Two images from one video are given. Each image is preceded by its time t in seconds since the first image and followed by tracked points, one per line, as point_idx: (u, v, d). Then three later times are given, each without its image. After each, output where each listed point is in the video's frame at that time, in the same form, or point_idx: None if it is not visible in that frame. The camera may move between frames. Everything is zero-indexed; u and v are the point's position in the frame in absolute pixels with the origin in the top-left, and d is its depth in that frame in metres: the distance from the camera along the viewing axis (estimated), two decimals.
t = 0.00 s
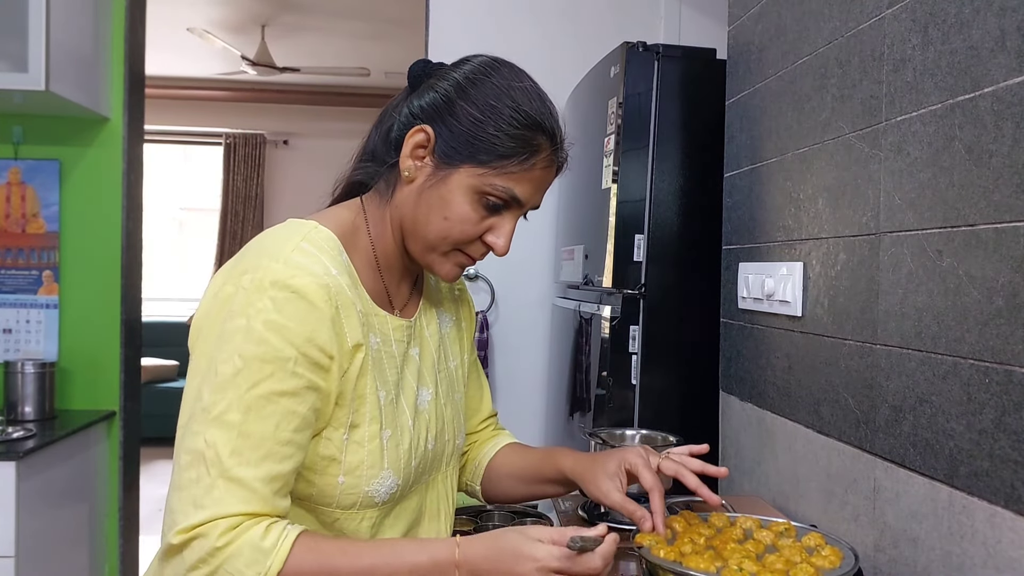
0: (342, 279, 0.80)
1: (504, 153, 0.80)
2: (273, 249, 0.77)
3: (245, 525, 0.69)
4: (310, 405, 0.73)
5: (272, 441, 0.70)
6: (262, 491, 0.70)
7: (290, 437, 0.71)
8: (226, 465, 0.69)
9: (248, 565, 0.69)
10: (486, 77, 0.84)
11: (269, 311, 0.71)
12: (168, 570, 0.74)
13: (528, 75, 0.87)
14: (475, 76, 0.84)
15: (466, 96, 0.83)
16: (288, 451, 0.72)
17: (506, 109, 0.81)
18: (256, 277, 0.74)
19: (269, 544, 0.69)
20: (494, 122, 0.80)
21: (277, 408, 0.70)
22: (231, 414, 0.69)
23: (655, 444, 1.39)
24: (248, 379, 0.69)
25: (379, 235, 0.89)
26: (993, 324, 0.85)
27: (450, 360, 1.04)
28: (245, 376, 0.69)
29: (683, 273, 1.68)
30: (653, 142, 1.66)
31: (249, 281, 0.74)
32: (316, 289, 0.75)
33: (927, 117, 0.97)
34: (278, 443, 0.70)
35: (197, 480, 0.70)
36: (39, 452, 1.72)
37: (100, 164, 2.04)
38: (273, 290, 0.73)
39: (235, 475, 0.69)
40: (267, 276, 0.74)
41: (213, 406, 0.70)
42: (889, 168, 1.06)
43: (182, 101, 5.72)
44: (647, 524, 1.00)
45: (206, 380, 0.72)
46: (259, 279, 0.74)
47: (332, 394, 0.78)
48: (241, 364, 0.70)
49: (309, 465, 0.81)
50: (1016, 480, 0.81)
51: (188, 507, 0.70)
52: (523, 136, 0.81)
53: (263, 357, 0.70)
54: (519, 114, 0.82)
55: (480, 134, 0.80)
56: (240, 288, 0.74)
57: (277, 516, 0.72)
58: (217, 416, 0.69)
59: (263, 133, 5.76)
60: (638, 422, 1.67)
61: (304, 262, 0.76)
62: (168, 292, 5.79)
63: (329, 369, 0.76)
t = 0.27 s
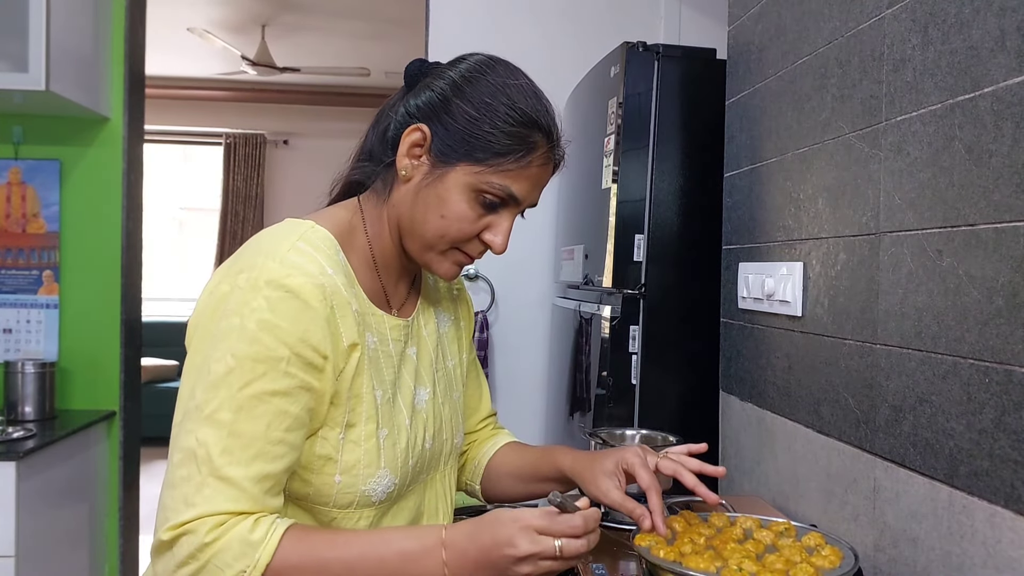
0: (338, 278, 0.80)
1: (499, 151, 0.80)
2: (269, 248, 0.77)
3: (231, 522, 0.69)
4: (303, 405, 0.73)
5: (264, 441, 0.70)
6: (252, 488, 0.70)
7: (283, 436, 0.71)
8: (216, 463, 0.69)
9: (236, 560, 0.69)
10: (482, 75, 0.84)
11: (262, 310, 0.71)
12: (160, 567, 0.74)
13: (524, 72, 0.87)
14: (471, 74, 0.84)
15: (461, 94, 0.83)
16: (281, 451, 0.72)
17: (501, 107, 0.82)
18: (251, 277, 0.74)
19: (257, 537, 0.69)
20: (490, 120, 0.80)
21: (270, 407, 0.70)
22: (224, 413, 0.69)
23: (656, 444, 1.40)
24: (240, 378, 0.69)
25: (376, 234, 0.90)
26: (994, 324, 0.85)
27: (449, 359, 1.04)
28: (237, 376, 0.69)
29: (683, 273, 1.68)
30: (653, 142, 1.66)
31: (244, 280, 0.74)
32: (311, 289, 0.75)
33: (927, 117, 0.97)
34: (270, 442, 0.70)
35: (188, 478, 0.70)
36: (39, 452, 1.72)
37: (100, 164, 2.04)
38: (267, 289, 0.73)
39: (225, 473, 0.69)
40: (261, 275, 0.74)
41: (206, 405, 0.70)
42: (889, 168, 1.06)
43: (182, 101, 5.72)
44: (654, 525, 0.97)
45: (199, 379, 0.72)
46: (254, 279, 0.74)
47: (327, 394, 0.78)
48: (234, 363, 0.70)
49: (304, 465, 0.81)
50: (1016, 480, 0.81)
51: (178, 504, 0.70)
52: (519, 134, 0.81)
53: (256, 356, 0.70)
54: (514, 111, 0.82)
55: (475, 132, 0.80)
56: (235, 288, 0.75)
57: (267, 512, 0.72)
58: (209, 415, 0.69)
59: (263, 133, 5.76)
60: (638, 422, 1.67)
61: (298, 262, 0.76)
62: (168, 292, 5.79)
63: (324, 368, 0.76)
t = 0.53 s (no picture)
0: (337, 278, 0.80)
1: (498, 150, 0.80)
2: (267, 249, 0.77)
3: (241, 524, 0.69)
4: (306, 405, 0.73)
5: (268, 441, 0.70)
6: (259, 489, 0.70)
7: (286, 437, 0.71)
8: (222, 465, 0.69)
9: (246, 562, 0.69)
10: (480, 75, 0.84)
11: (262, 311, 0.71)
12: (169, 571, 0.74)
13: (522, 72, 0.86)
14: (469, 74, 0.84)
15: (460, 94, 0.83)
16: (285, 451, 0.72)
17: (500, 106, 0.81)
18: (250, 278, 0.74)
19: (268, 539, 0.69)
20: (488, 120, 0.80)
21: (272, 408, 0.70)
22: (227, 414, 0.69)
23: (656, 444, 1.40)
24: (242, 380, 0.69)
25: (376, 235, 0.90)
26: (994, 324, 0.85)
27: (448, 359, 1.04)
28: (239, 377, 0.69)
29: (683, 274, 1.68)
30: (653, 142, 1.66)
31: (243, 281, 0.74)
32: (310, 288, 0.75)
33: (927, 117, 0.97)
34: (274, 443, 0.70)
35: (194, 481, 0.70)
36: (40, 453, 1.72)
37: (100, 164, 2.04)
38: (267, 290, 0.73)
39: (232, 475, 0.69)
40: (260, 276, 0.74)
41: (209, 407, 0.70)
42: (889, 168, 1.06)
43: (182, 101, 5.72)
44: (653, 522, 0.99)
45: (201, 380, 0.72)
46: (253, 280, 0.74)
47: (328, 394, 0.78)
48: (235, 364, 0.70)
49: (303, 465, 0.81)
50: (1016, 480, 0.81)
51: (187, 507, 0.70)
52: (517, 133, 0.81)
53: (258, 357, 0.70)
54: (513, 111, 0.82)
55: (474, 131, 0.80)
56: (234, 289, 0.75)
57: (275, 514, 0.72)
58: (213, 416, 0.69)
59: (263, 133, 5.76)
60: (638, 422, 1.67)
61: (297, 262, 0.76)
62: (168, 292, 5.79)
63: (324, 369, 0.76)
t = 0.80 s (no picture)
0: (343, 281, 0.79)
1: (500, 151, 0.80)
2: (273, 251, 0.76)
3: (254, 530, 0.69)
4: (315, 410, 0.73)
5: (278, 447, 0.70)
6: (272, 496, 0.70)
7: (296, 442, 0.72)
8: (235, 472, 0.69)
9: (260, 569, 0.69)
10: (481, 75, 0.84)
11: (269, 316, 0.71)
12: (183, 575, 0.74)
13: (524, 72, 0.86)
14: (470, 75, 0.84)
15: (461, 95, 0.83)
16: (295, 457, 0.72)
17: (501, 107, 0.81)
18: (256, 281, 0.73)
19: (281, 545, 0.70)
20: (490, 121, 0.80)
21: (283, 414, 0.70)
22: (238, 421, 0.69)
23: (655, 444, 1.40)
24: (253, 386, 0.69)
25: (379, 237, 0.90)
26: (994, 324, 0.85)
27: (450, 360, 1.04)
28: (249, 383, 0.69)
29: (683, 274, 1.68)
30: (653, 142, 1.66)
31: (249, 285, 0.73)
32: (317, 292, 0.74)
33: (927, 117, 0.97)
34: (286, 449, 0.71)
35: (208, 487, 0.70)
36: (40, 453, 1.72)
37: (100, 164, 2.04)
38: (273, 294, 0.72)
39: (245, 482, 0.69)
40: (266, 280, 0.73)
41: (219, 413, 0.70)
42: (889, 168, 1.06)
43: (182, 101, 5.72)
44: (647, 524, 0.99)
45: (209, 386, 0.71)
46: (259, 284, 0.73)
47: (336, 397, 0.78)
48: (245, 371, 0.69)
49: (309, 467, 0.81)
50: (1016, 480, 0.81)
51: (200, 514, 0.70)
52: (519, 134, 0.81)
53: (267, 363, 0.70)
54: (515, 111, 0.82)
55: (475, 132, 0.80)
56: (240, 292, 0.74)
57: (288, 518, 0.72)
58: (224, 423, 0.69)
59: (263, 133, 5.77)
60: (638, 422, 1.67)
61: (305, 266, 0.75)
62: (168, 292, 5.79)
63: (332, 373, 0.76)
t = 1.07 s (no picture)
0: (349, 285, 0.79)
1: (504, 152, 0.80)
2: (279, 255, 0.76)
3: (256, 536, 0.70)
4: (321, 416, 0.73)
5: (283, 455, 0.70)
6: (275, 502, 0.70)
7: (301, 448, 0.72)
8: (239, 479, 0.69)
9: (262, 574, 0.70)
10: (485, 76, 0.84)
11: (275, 322, 0.70)
12: None
13: (529, 71, 0.86)
14: (474, 75, 0.84)
15: (464, 96, 0.83)
16: (300, 464, 0.72)
17: (505, 108, 0.81)
18: (261, 286, 0.73)
19: (283, 550, 0.70)
20: (493, 122, 0.80)
21: (288, 421, 0.70)
22: (242, 428, 0.69)
23: (655, 444, 1.40)
24: (257, 393, 0.69)
25: (386, 240, 0.90)
26: (994, 324, 0.85)
27: (455, 363, 1.04)
28: (254, 390, 0.69)
29: (683, 275, 1.68)
30: (654, 143, 1.66)
31: (255, 289, 0.73)
32: (322, 298, 0.73)
33: (927, 117, 0.97)
34: (290, 456, 0.71)
35: (211, 493, 0.70)
36: (40, 453, 1.72)
37: (100, 164, 2.04)
38: (279, 300, 0.71)
39: (248, 489, 0.69)
40: (272, 285, 0.72)
41: (223, 419, 0.70)
42: (888, 168, 1.06)
43: (182, 101, 5.72)
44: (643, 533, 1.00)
45: (214, 392, 0.71)
46: (264, 288, 0.73)
47: (342, 403, 0.78)
48: (249, 377, 0.69)
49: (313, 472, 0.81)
50: (1016, 480, 0.81)
51: (204, 519, 0.71)
52: (523, 134, 0.81)
53: (271, 370, 0.69)
54: (518, 112, 0.81)
55: (479, 134, 0.80)
56: (246, 296, 0.73)
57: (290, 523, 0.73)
58: (228, 430, 0.69)
59: (263, 133, 5.77)
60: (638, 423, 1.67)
61: (311, 271, 0.75)
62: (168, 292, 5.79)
63: (339, 378, 0.76)
